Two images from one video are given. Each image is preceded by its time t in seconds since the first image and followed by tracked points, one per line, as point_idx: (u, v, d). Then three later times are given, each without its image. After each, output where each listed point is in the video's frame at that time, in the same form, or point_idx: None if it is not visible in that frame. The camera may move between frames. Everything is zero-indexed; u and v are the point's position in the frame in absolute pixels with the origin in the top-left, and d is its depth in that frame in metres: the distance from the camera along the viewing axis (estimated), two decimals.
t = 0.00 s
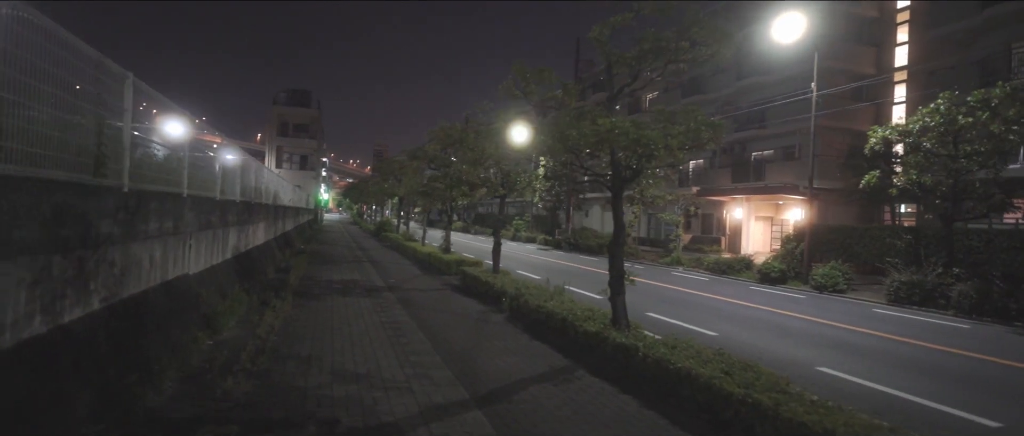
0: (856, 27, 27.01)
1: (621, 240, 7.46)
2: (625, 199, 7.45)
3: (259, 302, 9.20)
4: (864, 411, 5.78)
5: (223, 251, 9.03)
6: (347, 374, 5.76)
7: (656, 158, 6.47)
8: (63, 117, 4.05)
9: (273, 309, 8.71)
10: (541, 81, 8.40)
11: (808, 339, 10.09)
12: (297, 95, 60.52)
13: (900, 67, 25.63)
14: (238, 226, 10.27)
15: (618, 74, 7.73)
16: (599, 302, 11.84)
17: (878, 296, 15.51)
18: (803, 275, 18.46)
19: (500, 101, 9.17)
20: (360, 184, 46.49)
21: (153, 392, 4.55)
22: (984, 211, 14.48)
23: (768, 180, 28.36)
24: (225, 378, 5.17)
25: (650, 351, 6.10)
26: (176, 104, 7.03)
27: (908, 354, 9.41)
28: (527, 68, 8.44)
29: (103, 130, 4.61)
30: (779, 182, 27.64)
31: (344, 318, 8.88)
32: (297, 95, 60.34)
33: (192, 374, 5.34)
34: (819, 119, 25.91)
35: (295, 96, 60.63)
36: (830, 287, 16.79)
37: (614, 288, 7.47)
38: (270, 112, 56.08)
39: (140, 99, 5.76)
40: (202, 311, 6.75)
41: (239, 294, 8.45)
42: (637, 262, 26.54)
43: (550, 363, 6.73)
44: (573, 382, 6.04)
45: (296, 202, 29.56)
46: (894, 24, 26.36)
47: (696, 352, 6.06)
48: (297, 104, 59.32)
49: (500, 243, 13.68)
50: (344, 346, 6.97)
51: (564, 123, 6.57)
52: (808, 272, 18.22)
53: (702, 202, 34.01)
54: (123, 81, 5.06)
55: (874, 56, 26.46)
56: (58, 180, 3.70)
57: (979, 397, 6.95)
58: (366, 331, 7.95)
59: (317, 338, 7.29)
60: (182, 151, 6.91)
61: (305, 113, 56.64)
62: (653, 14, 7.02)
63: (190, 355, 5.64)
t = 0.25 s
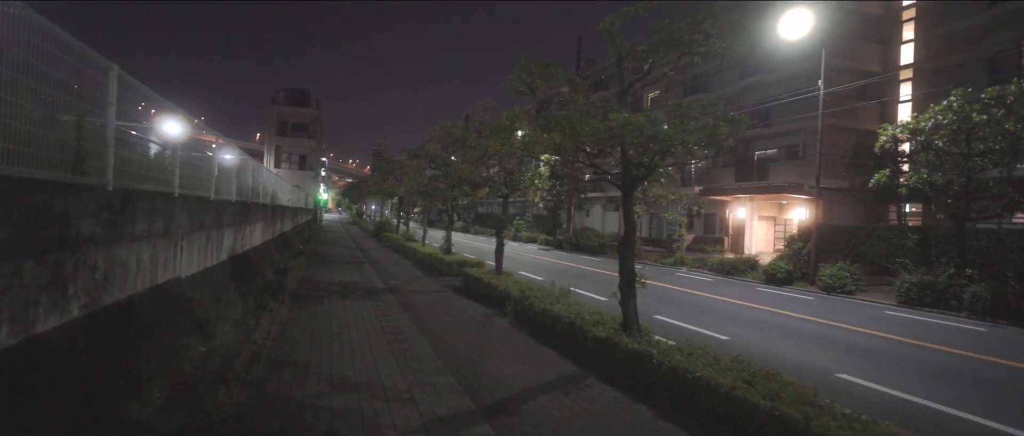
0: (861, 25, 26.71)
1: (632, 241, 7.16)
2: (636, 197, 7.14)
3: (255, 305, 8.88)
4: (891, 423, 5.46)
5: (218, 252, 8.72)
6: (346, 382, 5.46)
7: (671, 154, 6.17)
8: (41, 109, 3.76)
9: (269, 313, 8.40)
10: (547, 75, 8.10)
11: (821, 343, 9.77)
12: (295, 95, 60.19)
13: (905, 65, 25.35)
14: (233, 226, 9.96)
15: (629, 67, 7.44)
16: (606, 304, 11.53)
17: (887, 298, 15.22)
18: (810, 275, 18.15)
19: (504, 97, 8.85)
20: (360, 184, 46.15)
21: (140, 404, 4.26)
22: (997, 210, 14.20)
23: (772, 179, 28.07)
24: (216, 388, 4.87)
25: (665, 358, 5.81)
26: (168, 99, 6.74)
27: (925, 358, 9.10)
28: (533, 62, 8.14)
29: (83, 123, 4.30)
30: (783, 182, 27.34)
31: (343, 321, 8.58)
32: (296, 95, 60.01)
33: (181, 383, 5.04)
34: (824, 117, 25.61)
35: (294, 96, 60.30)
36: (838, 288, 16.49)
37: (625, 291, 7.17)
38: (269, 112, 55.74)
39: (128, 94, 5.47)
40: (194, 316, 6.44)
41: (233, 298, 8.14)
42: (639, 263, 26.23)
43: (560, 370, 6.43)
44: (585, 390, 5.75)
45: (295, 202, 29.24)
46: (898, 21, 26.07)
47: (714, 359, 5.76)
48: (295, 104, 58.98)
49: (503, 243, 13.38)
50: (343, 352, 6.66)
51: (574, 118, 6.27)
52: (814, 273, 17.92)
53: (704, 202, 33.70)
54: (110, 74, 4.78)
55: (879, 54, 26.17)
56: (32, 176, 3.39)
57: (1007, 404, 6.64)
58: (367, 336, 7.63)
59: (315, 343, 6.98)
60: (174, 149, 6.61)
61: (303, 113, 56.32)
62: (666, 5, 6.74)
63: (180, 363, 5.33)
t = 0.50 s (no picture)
0: (866, 23, 26.38)
1: (646, 244, 6.84)
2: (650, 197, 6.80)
3: (251, 310, 8.57)
4: None
5: (213, 255, 8.40)
6: (347, 396, 5.15)
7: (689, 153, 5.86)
8: (11, 101, 3.44)
9: (266, 319, 8.07)
10: (556, 70, 7.76)
11: (838, 349, 9.45)
12: (294, 95, 59.84)
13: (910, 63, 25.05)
14: (229, 228, 9.63)
15: (641, 63, 7.12)
16: (614, 308, 11.20)
17: (898, 300, 14.91)
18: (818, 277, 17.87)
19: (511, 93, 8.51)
20: (359, 184, 45.86)
21: (125, 425, 3.94)
22: (1011, 210, 13.89)
23: (776, 179, 27.77)
24: (207, 403, 4.55)
25: (683, 368, 5.51)
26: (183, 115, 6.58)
27: (946, 364, 8.79)
28: (540, 57, 7.81)
29: (64, 118, 3.98)
30: (787, 182, 27.05)
31: (343, 327, 8.25)
32: (295, 94, 59.66)
33: (170, 398, 4.72)
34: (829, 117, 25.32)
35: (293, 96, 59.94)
36: (847, 290, 16.18)
37: (638, 297, 6.86)
38: (267, 111, 55.35)
39: (116, 91, 5.16)
40: (186, 323, 6.11)
41: (229, 303, 7.81)
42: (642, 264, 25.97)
43: (571, 381, 6.12)
44: (600, 404, 5.45)
45: (294, 203, 28.97)
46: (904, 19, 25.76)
47: (736, 370, 5.45)
48: (294, 103, 58.67)
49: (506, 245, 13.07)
50: (344, 360, 6.35)
51: (586, 116, 5.95)
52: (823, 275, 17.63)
53: (707, 202, 33.40)
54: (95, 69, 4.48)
55: (884, 53, 25.87)
56: None
57: None
58: (368, 342, 7.32)
59: (314, 351, 6.66)
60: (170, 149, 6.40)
61: (303, 113, 56.00)
62: None
63: (170, 376, 5.01)
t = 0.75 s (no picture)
0: (871, 21, 26.10)
1: (660, 244, 6.55)
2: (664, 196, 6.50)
3: (248, 313, 8.27)
4: None
5: (209, 256, 8.10)
6: (348, 406, 4.86)
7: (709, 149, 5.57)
8: None
9: (264, 322, 7.77)
10: (566, 64, 7.48)
11: (855, 352, 9.14)
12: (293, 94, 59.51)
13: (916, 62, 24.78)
14: (226, 227, 9.34)
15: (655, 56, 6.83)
16: (621, 311, 10.90)
17: (909, 302, 14.62)
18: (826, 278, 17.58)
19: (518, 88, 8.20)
20: (359, 184, 45.55)
21: None
22: None
23: (781, 179, 27.49)
24: (200, 414, 4.24)
25: (705, 375, 5.22)
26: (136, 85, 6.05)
27: (967, 369, 8.48)
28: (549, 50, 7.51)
29: (42, 108, 3.66)
30: (792, 182, 26.78)
31: (344, 330, 7.95)
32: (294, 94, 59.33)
33: (161, 408, 4.42)
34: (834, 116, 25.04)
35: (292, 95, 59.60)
36: (856, 292, 15.88)
37: (652, 300, 6.56)
38: (267, 111, 55.04)
39: (99, 81, 4.85)
40: (179, 326, 5.81)
41: (225, 305, 7.51)
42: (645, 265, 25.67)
43: (583, 389, 5.83)
44: (616, 413, 5.16)
45: (292, 202, 28.67)
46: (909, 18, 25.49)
47: (760, 378, 5.15)
48: (293, 103, 58.35)
49: (510, 245, 12.78)
50: (345, 366, 6.05)
51: (600, 110, 5.66)
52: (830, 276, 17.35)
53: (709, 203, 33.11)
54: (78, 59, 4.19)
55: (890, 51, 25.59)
56: None
57: None
58: (370, 347, 7.02)
59: (314, 357, 6.36)
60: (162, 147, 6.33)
61: (302, 112, 55.67)
62: None
63: (160, 384, 4.71)
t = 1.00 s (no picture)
0: (876, 19, 25.76)
1: (673, 247, 6.24)
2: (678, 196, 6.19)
3: (242, 318, 7.95)
4: None
5: (201, 259, 7.77)
6: (345, 421, 4.56)
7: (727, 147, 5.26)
8: None
9: (257, 328, 7.44)
10: (573, 58, 7.16)
11: (874, 357, 8.85)
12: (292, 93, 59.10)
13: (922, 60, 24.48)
14: (219, 229, 9.01)
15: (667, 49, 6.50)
16: (628, 314, 10.58)
17: (919, 304, 14.33)
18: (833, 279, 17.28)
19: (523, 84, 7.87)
20: (358, 183, 45.18)
21: None
22: None
23: (784, 178, 27.20)
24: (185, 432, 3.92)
25: (725, 387, 4.93)
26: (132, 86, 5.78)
27: (989, 375, 8.18)
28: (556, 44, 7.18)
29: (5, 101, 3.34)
30: (795, 181, 26.48)
31: (341, 336, 7.64)
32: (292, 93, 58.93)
33: (144, 426, 4.12)
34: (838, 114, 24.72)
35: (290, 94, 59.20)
36: (865, 293, 15.59)
37: (665, 305, 6.25)
38: (265, 110, 54.69)
39: (85, 79, 4.58)
40: (166, 336, 5.49)
41: (218, 311, 7.19)
42: (648, 265, 25.36)
43: (594, 400, 5.54)
44: (631, 428, 4.86)
45: (290, 202, 28.31)
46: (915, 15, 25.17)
47: (784, 390, 4.83)
48: (292, 102, 57.96)
49: (512, 246, 12.46)
50: (342, 377, 5.75)
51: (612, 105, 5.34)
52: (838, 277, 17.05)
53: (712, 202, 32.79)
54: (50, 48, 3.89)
55: (895, 49, 25.28)
56: None
57: None
58: (369, 354, 6.72)
59: (309, 366, 6.04)
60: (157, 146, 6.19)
61: (300, 111, 55.28)
62: None
63: (143, 400, 4.39)
